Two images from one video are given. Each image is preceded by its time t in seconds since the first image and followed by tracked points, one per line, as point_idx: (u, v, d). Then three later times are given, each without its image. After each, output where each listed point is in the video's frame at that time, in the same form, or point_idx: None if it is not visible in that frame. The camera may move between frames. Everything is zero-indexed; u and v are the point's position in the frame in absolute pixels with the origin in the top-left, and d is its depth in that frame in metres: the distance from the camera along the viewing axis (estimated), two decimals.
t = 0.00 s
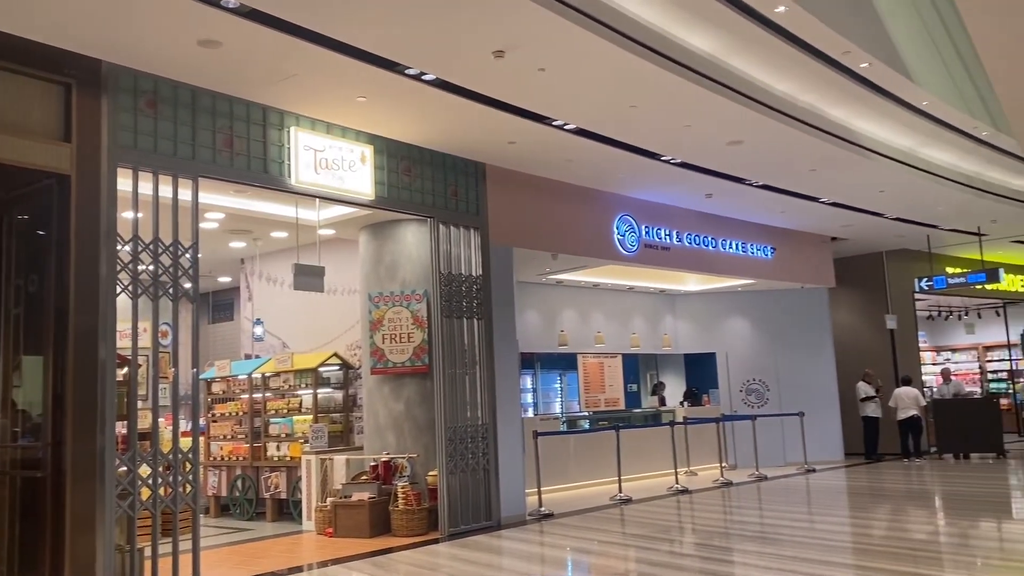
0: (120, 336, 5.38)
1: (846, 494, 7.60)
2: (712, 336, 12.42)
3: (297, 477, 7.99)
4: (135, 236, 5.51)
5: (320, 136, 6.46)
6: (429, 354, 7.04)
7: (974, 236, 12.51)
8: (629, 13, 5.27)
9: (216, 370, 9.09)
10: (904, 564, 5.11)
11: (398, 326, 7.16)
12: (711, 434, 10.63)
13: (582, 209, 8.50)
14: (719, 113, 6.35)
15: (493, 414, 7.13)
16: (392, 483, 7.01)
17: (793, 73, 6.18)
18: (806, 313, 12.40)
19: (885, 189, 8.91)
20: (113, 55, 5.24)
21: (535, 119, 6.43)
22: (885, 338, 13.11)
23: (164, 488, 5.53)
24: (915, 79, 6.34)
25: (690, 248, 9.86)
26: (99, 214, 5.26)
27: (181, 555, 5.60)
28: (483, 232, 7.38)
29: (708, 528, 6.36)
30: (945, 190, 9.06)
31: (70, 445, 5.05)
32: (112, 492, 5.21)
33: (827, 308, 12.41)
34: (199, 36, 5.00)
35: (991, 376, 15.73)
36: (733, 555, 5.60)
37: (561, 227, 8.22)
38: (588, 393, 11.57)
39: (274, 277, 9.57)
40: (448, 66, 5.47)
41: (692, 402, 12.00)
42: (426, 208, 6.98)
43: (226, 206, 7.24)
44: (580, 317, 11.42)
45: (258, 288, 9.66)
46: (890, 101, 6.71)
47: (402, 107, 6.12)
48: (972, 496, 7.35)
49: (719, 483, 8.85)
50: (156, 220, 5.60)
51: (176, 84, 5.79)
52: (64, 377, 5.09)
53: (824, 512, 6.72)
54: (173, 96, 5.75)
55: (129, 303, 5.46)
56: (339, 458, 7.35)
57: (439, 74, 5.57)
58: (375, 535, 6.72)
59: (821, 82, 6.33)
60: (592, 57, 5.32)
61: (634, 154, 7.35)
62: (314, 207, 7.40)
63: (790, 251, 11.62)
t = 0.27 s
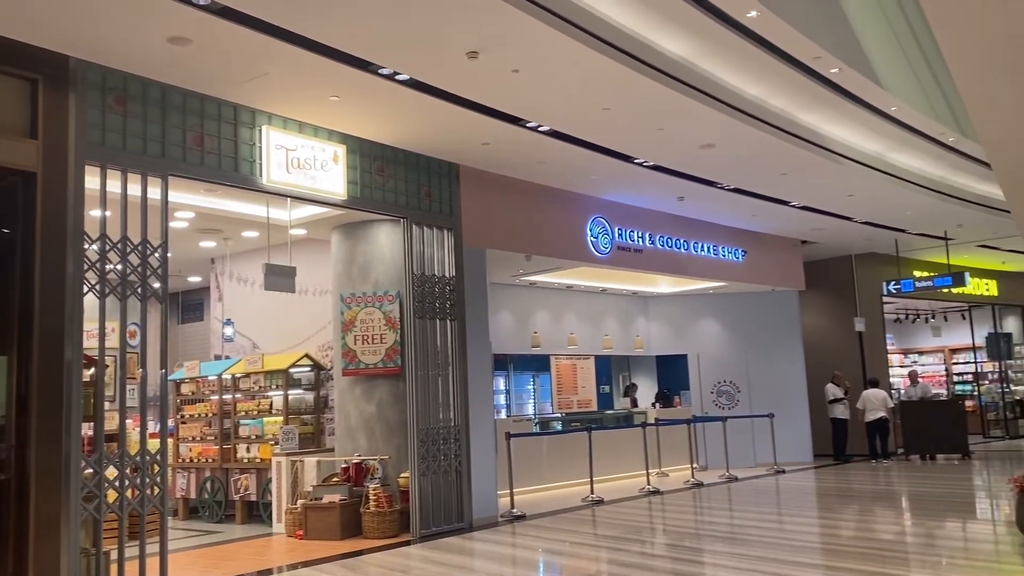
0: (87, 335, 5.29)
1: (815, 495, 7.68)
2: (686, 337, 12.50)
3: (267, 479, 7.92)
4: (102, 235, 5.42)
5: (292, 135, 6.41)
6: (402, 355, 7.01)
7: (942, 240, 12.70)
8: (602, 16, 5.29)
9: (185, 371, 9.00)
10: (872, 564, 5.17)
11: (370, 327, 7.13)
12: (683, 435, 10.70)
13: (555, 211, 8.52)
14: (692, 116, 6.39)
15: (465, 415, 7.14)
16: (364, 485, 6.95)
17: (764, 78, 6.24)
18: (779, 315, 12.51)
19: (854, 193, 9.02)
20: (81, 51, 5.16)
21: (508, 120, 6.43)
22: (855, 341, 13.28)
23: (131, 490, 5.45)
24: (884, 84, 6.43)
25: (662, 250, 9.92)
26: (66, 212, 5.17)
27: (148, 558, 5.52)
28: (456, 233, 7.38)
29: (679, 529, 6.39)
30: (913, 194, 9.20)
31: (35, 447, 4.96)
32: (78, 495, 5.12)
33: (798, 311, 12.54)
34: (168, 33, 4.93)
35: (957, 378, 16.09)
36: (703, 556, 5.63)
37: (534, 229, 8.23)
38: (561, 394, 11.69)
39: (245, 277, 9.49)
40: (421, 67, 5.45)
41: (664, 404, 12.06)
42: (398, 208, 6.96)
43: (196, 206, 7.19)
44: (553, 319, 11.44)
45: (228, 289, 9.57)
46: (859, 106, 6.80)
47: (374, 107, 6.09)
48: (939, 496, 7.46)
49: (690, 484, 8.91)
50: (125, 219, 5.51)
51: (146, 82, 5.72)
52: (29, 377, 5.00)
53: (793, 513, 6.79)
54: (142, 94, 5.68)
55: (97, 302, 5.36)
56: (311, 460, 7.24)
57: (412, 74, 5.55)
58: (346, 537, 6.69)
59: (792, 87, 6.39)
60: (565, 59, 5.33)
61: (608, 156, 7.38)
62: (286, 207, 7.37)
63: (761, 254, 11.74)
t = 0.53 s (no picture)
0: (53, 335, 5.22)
1: (784, 496, 7.75)
2: (659, 339, 12.57)
3: (236, 481, 7.86)
4: (69, 233, 5.34)
5: (264, 134, 6.36)
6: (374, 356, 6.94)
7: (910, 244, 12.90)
8: (576, 18, 5.31)
9: (154, 371, 8.90)
10: (839, 564, 5.23)
11: (341, 328, 7.08)
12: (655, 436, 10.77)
13: (528, 212, 8.53)
14: (664, 120, 6.43)
15: (437, 416, 7.14)
16: (335, 487, 6.87)
17: (736, 82, 6.29)
18: (751, 317, 12.62)
19: (823, 197, 9.14)
20: (48, 47, 5.08)
21: (482, 121, 6.43)
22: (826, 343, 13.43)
23: (97, 492, 5.37)
24: (852, 90, 6.51)
25: (635, 252, 9.98)
26: (32, 210, 5.06)
27: (114, 560, 5.44)
28: (429, 234, 7.38)
29: (650, 530, 6.42)
30: (882, 199, 9.32)
31: None
32: (42, 498, 5.04)
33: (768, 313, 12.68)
34: (138, 30, 4.87)
35: (923, 380, 16.08)
36: (674, 556, 5.66)
37: (507, 230, 8.24)
38: (534, 396, 11.74)
39: (215, 276, 9.40)
40: (395, 67, 5.43)
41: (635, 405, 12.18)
42: (371, 209, 6.94)
43: (164, 203, 7.08)
44: (526, 320, 11.44)
45: (198, 288, 9.48)
46: (829, 111, 6.88)
47: (347, 107, 6.06)
48: (904, 497, 7.56)
49: (661, 485, 8.96)
50: (92, 218, 5.45)
51: (115, 79, 5.65)
52: None
53: (762, 513, 6.85)
54: (111, 91, 5.60)
55: (63, 302, 5.28)
56: (280, 461, 7.15)
57: (386, 74, 5.53)
58: (316, 539, 6.68)
59: (764, 91, 6.45)
60: (539, 60, 5.34)
61: (581, 158, 7.40)
62: (257, 207, 7.31)
63: (733, 257, 11.86)
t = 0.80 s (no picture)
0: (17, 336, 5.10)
1: (754, 497, 7.81)
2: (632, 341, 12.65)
3: (205, 483, 7.77)
4: (34, 232, 5.23)
5: (235, 133, 6.30)
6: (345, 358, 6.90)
7: (880, 248, 13.06)
8: (550, 19, 5.31)
9: (121, 372, 8.78)
10: (807, 564, 5.27)
11: (313, 329, 7.03)
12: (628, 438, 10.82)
13: (502, 214, 8.53)
14: (638, 123, 6.45)
15: (409, 418, 7.12)
16: (305, 490, 6.84)
17: (709, 86, 6.33)
18: (724, 319, 12.71)
19: (794, 201, 9.24)
20: (13, 42, 4.98)
21: (456, 122, 6.42)
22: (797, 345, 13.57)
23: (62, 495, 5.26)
24: (823, 95, 6.58)
25: (609, 254, 10.02)
26: None
27: (79, 564, 5.33)
28: (402, 234, 7.36)
29: (621, 531, 6.44)
30: (852, 203, 9.43)
31: None
32: (5, 501, 4.94)
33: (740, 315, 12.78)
34: (106, 26, 4.80)
35: (891, 382, 16.39)
36: (645, 557, 5.67)
37: (481, 232, 8.23)
38: (507, 397, 11.71)
39: (184, 277, 9.31)
40: (368, 67, 5.40)
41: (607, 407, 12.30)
42: (343, 209, 6.90)
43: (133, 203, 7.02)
44: (500, 322, 11.44)
45: (167, 289, 9.38)
46: (799, 115, 6.95)
47: (319, 106, 6.02)
48: (872, 497, 7.66)
49: (633, 486, 9.01)
50: (59, 216, 5.35)
51: (82, 75, 5.54)
52: None
53: (733, 514, 6.90)
54: (78, 87, 5.50)
55: (28, 302, 5.18)
56: (250, 463, 7.19)
57: (359, 73, 5.50)
58: (286, 542, 6.64)
59: (737, 95, 6.50)
60: (513, 62, 5.34)
61: (554, 160, 7.41)
62: (227, 206, 7.24)
63: (706, 260, 11.94)
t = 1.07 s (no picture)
0: None
1: (726, 498, 7.87)
2: (605, 342, 12.76)
3: (174, 485, 7.69)
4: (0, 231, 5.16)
5: (206, 132, 6.24)
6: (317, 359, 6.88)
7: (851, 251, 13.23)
8: (524, 21, 5.33)
9: (89, 373, 8.68)
10: (776, 564, 5.32)
11: (284, 330, 6.99)
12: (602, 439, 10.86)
13: (476, 215, 8.53)
14: (612, 125, 6.48)
15: (381, 420, 7.09)
16: (276, 491, 6.83)
17: (682, 89, 6.38)
18: (698, 321, 12.80)
19: (765, 204, 9.33)
20: None
21: (430, 123, 6.41)
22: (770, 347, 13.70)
23: (26, 499, 5.17)
24: (794, 100, 6.66)
25: (582, 256, 10.06)
26: None
27: (44, 568, 5.23)
28: (375, 235, 7.33)
29: (594, 532, 6.46)
30: (824, 206, 9.54)
31: None
32: None
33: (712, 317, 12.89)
34: (74, 22, 4.74)
35: (860, 384, 16.52)
36: (618, 558, 5.69)
37: (455, 233, 8.22)
38: (480, 398, 11.67)
39: (154, 276, 9.23)
40: (341, 67, 5.38)
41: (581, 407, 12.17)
42: (316, 209, 6.87)
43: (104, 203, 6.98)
44: (473, 323, 11.44)
45: (136, 288, 9.28)
46: (770, 119, 7.02)
47: (291, 106, 5.98)
48: (840, 498, 7.75)
49: (606, 487, 9.04)
50: (25, 214, 5.28)
51: (50, 72, 5.43)
52: None
53: (704, 515, 6.95)
54: (45, 84, 5.39)
55: None
56: (220, 465, 7.13)
57: (332, 73, 5.48)
58: (256, 544, 6.57)
59: (709, 99, 6.55)
60: (487, 63, 5.34)
61: (528, 162, 7.43)
62: (198, 206, 7.18)
63: (679, 262, 12.03)
